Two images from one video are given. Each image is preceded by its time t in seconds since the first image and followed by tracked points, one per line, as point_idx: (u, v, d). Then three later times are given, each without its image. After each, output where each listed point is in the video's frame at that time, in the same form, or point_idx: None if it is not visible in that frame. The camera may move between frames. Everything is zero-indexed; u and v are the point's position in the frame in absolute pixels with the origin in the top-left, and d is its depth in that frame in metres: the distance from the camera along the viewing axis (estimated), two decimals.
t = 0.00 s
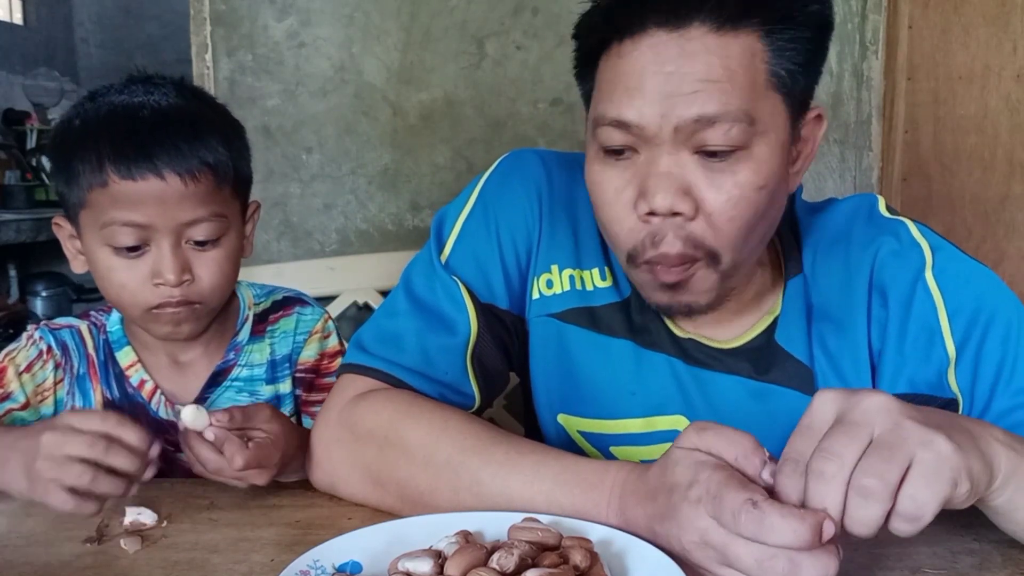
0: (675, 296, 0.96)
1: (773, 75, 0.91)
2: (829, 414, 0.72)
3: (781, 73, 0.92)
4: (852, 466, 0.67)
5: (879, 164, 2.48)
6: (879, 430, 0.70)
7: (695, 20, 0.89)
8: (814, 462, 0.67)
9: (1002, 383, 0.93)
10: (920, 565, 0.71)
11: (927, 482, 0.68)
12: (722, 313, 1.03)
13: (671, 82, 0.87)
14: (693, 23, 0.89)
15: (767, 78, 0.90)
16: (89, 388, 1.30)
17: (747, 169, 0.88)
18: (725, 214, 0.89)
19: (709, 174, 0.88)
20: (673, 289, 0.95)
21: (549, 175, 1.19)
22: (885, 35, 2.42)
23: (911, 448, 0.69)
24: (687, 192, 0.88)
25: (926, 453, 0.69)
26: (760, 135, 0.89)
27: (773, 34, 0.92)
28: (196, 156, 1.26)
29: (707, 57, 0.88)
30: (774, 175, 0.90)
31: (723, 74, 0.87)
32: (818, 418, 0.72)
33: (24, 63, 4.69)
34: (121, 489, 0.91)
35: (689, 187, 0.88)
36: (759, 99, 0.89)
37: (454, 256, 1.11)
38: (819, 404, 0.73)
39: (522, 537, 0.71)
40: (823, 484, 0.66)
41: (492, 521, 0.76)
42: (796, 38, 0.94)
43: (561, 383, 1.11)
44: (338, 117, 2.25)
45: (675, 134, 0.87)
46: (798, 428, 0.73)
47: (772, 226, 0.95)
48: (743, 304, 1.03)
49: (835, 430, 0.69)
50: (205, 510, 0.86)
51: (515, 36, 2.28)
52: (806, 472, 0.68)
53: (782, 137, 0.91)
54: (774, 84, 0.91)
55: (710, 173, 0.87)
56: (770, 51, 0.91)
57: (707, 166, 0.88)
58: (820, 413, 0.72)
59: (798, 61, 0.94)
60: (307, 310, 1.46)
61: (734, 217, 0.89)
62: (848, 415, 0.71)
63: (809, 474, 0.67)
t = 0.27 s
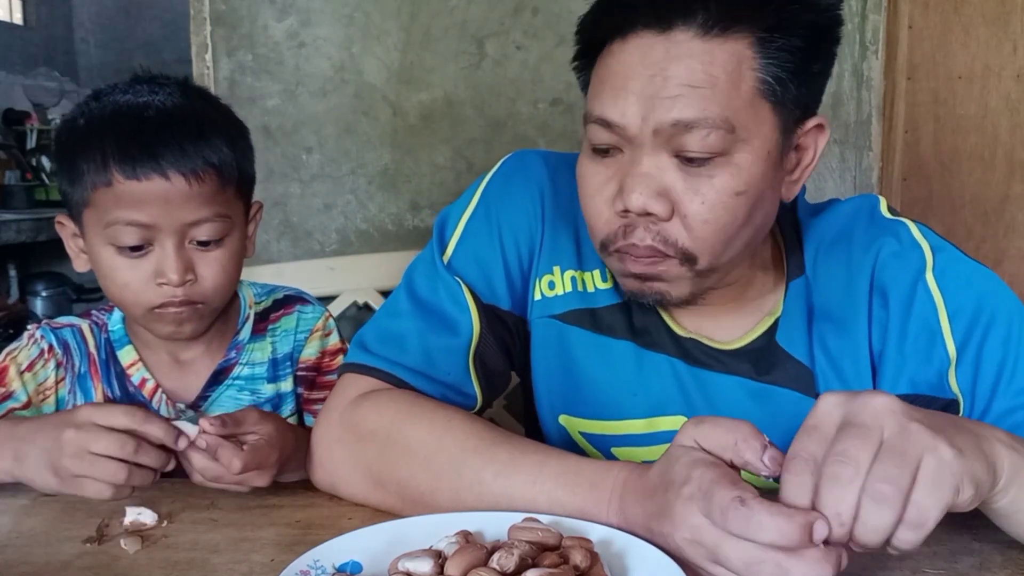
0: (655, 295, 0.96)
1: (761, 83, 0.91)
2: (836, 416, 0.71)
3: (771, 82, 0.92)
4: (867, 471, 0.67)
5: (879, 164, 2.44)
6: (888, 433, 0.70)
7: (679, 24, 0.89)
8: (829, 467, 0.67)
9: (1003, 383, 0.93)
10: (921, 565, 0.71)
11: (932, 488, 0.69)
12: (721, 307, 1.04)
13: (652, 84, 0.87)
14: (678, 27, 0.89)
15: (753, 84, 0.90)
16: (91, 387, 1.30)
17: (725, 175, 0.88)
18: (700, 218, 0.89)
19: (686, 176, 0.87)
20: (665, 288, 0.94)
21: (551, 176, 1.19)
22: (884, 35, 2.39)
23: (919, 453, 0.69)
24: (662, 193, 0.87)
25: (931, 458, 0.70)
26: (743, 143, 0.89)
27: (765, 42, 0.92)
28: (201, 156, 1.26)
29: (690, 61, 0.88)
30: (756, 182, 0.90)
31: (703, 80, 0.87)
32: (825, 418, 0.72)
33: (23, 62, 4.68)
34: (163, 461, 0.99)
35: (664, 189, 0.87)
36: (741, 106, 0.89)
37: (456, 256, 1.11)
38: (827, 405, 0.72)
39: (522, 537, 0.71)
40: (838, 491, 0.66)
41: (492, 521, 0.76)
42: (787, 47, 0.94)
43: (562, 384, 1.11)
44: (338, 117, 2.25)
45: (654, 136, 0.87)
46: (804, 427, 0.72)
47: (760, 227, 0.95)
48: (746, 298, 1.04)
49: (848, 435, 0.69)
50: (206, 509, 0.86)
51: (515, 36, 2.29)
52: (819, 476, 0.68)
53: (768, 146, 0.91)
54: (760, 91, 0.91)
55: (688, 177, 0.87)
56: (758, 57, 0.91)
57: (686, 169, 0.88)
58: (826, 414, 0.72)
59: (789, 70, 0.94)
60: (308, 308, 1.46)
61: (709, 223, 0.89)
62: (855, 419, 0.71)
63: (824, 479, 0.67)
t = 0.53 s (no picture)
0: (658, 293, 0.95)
1: (761, 78, 0.91)
2: (854, 411, 0.71)
3: (771, 76, 0.91)
4: (885, 470, 0.67)
5: (879, 164, 2.45)
6: (909, 434, 0.69)
7: (680, 22, 0.89)
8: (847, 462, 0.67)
9: (1002, 386, 0.93)
10: (920, 565, 0.71)
11: (940, 498, 0.69)
12: (720, 309, 1.04)
13: (655, 83, 0.87)
14: (679, 25, 0.89)
15: (755, 80, 0.90)
16: (92, 388, 1.30)
17: (732, 172, 0.88)
18: (709, 215, 0.89)
19: (692, 175, 0.87)
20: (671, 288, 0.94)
21: (551, 176, 1.19)
22: (885, 35, 2.39)
23: (936, 457, 0.69)
24: (670, 192, 0.88)
25: (945, 468, 0.69)
26: (747, 139, 0.89)
27: (764, 38, 0.92)
28: (205, 153, 1.26)
29: (691, 59, 0.88)
30: (761, 178, 0.90)
31: (706, 77, 0.87)
32: (843, 412, 0.71)
33: (23, 63, 4.68)
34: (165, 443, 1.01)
35: (672, 187, 0.88)
36: (744, 102, 0.89)
37: (455, 256, 1.11)
38: (846, 400, 0.71)
39: (523, 537, 0.71)
40: (851, 484, 0.66)
41: (492, 521, 0.76)
42: (786, 42, 0.94)
43: (561, 384, 1.11)
44: (338, 117, 2.25)
45: (659, 135, 0.87)
46: (821, 414, 0.72)
47: (762, 226, 0.95)
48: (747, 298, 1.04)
49: (866, 430, 0.68)
50: (206, 509, 0.86)
51: (515, 36, 2.29)
52: (835, 467, 0.67)
53: (769, 140, 0.91)
54: (762, 86, 0.91)
55: (694, 174, 0.87)
56: (758, 53, 0.91)
57: (692, 167, 0.88)
58: (844, 407, 0.71)
59: (788, 65, 0.94)
60: (309, 310, 1.46)
61: (718, 220, 0.89)
62: (876, 415, 0.70)
63: (838, 471, 0.67)
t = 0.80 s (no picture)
0: (666, 299, 0.95)
1: (758, 75, 0.91)
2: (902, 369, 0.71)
3: (768, 73, 0.92)
4: (931, 422, 0.67)
5: (878, 164, 2.44)
6: (956, 399, 0.69)
7: (676, 21, 0.89)
8: (895, 407, 0.66)
9: (1001, 385, 0.92)
10: (921, 565, 0.71)
11: (976, 466, 0.69)
12: (722, 314, 1.03)
13: (652, 83, 0.87)
14: (675, 25, 0.89)
15: (751, 77, 0.90)
16: (93, 387, 1.30)
17: (733, 169, 0.88)
18: (712, 213, 0.89)
19: (693, 175, 0.88)
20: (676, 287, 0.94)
21: (551, 176, 1.19)
22: (885, 35, 2.39)
23: (977, 426, 0.69)
24: (672, 192, 0.88)
25: (986, 438, 0.70)
26: (747, 136, 0.89)
27: (759, 35, 0.92)
28: (214, 152, 1.27)
29: (689, 58, 0.88)
30: (761, 174, 0.90)
31: (704, 75, 0.87)
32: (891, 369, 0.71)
33: (24, 63, 4.69)
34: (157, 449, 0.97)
35: (674, 187, 0.88)
36: (742, 100, 0.89)
37: (456, 255, 1.11)
38: (894, 359, 0.72)
39: (522, 537, 0.71)
40: (895, 430, 0.66)
41: (492, 521, 0.76)
42: (782, 38, 0.94)
43: (561, 384, 1.11)
44: (338, 117, 2.25)
45: (659, 134, 0.87)
46: (867, 368, 0.72)
47: (762, 225, 0.95)
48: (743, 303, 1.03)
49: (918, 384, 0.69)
50: (206, 509, 0.86)
51: (515, 36, 2.29)
52: (878, 413, 0.67)
53: (768, 137, 0.91)
54: (758, 83, 0.91)
55: (694, 174, 0.88)
56: (754, 50, 0.91)
57: (692, 167, 0.88)
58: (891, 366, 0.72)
59: (784, 61, 0.94)
60: (311, 311, 1.46)
61: (722, 218, 0.89)
62: (924, 374, 0.70)
63: (883, 416, 0.66)
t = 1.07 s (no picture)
0: (666, 294, 0.95)
1: (758, 72, 0.91)
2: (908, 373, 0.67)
3: (768, 69, 0.92)
4: (935, 429, 0.64)
5: (878, 164, 2.44)
6: (960, 407, 0.67)
7: (675, 19, 0.89)
8: (898, 411, 0.63)
9: (1001, 384, 0.93)
10: (921, 565, 0.71)
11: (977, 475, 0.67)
12: (722, 313, 1.03)
13: (652, 81, 0.87)
14: (673, 23, 0.89)
15: (751, 74, 0.90)
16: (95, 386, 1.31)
17: (734, 166, 0.88)
18: (714, 211, 0.89)
19: (695, 172, 0.87)
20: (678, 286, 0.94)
21: (551, 175, 1.19)
22: (884, 35, 2.37)
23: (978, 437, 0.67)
24: (674, 189, 0.87)
25: (989, 448, 0.69)
26: (748, 132, 0.89)
27: (758, 31, 0.92)
28: (217, 153, 1.27)
29: (689, 56, 0.88)
30: (762, 171, 0.90)
31: (705, 73, 0.87)
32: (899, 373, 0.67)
33: (24, 63, 4.70)
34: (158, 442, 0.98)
35: (675, 184, 0.87)
36: (742, 96, 0.89)
37: (457, 255, 1.11)
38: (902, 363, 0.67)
39: (523, 537, 0.71)
40: (897, 434, 0.63)
41: (492, 521, 0.76)
42: (781, 34, 0.94)
43: (562, 383, 1.12)
44: (338, 117, 2.25)
45: (659, 133, 0.87)
46: (873, 369, 0.68)
47: (763, 224, 0.95)
48: (742, 305, 1.03)
49: (925, 389, 0.65)
50: (207, 509, 0.86)
51: (515, 36, 2.28)
52: (880, 417, 0.64)
53: (769, 134, 0.91)
54: (758, 80, 0.91)
55: (696, 172, 0.87)
56: (753, 46, 0.91)
57: (694, 164, 0.88)
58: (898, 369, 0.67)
59: (783, 57, 0.94)
60: (310, 309, 1.46)
61: (724, 214, 0.89)
62: (931, 378, 0.67)
63: (885, 419, 0.63)
